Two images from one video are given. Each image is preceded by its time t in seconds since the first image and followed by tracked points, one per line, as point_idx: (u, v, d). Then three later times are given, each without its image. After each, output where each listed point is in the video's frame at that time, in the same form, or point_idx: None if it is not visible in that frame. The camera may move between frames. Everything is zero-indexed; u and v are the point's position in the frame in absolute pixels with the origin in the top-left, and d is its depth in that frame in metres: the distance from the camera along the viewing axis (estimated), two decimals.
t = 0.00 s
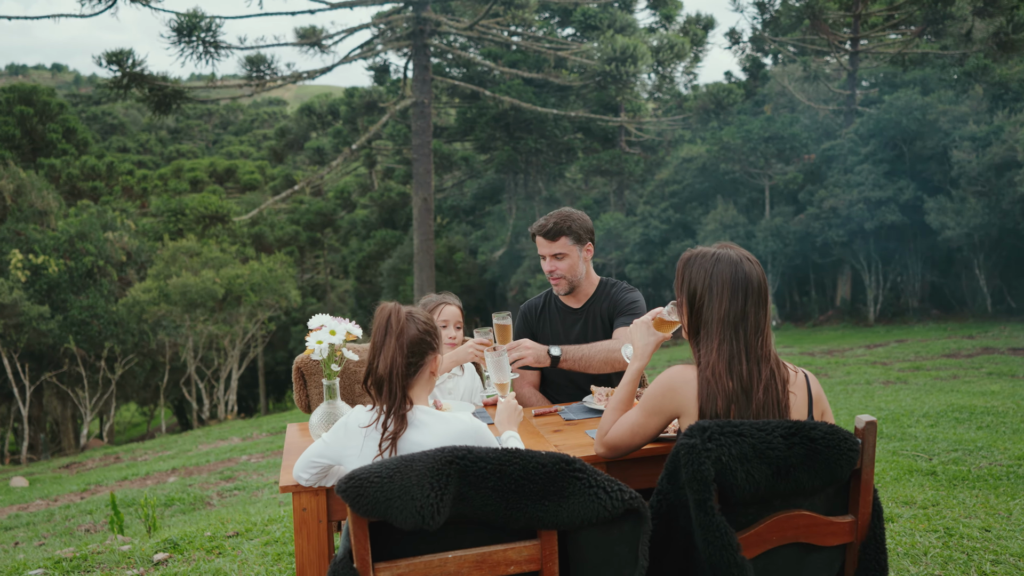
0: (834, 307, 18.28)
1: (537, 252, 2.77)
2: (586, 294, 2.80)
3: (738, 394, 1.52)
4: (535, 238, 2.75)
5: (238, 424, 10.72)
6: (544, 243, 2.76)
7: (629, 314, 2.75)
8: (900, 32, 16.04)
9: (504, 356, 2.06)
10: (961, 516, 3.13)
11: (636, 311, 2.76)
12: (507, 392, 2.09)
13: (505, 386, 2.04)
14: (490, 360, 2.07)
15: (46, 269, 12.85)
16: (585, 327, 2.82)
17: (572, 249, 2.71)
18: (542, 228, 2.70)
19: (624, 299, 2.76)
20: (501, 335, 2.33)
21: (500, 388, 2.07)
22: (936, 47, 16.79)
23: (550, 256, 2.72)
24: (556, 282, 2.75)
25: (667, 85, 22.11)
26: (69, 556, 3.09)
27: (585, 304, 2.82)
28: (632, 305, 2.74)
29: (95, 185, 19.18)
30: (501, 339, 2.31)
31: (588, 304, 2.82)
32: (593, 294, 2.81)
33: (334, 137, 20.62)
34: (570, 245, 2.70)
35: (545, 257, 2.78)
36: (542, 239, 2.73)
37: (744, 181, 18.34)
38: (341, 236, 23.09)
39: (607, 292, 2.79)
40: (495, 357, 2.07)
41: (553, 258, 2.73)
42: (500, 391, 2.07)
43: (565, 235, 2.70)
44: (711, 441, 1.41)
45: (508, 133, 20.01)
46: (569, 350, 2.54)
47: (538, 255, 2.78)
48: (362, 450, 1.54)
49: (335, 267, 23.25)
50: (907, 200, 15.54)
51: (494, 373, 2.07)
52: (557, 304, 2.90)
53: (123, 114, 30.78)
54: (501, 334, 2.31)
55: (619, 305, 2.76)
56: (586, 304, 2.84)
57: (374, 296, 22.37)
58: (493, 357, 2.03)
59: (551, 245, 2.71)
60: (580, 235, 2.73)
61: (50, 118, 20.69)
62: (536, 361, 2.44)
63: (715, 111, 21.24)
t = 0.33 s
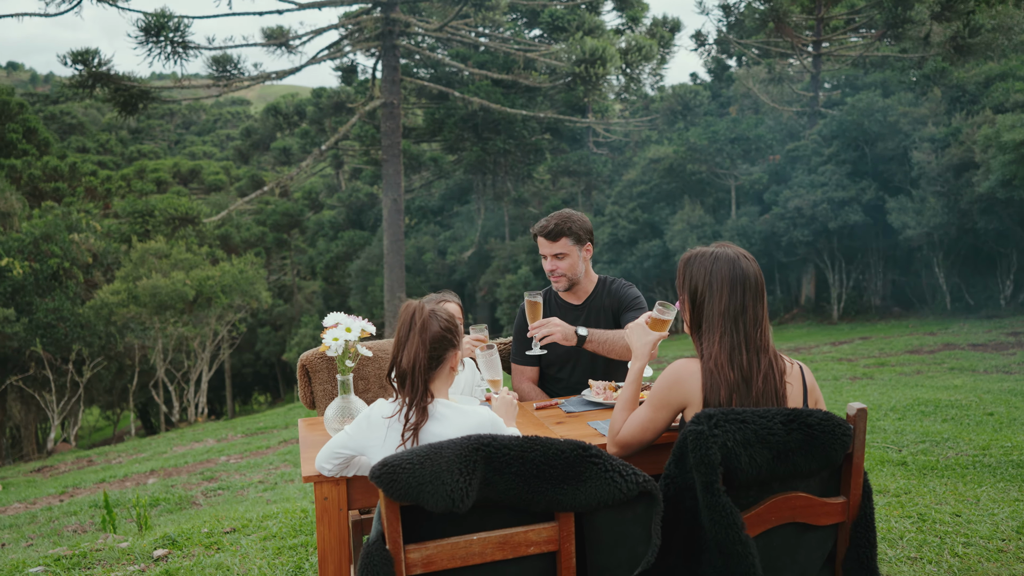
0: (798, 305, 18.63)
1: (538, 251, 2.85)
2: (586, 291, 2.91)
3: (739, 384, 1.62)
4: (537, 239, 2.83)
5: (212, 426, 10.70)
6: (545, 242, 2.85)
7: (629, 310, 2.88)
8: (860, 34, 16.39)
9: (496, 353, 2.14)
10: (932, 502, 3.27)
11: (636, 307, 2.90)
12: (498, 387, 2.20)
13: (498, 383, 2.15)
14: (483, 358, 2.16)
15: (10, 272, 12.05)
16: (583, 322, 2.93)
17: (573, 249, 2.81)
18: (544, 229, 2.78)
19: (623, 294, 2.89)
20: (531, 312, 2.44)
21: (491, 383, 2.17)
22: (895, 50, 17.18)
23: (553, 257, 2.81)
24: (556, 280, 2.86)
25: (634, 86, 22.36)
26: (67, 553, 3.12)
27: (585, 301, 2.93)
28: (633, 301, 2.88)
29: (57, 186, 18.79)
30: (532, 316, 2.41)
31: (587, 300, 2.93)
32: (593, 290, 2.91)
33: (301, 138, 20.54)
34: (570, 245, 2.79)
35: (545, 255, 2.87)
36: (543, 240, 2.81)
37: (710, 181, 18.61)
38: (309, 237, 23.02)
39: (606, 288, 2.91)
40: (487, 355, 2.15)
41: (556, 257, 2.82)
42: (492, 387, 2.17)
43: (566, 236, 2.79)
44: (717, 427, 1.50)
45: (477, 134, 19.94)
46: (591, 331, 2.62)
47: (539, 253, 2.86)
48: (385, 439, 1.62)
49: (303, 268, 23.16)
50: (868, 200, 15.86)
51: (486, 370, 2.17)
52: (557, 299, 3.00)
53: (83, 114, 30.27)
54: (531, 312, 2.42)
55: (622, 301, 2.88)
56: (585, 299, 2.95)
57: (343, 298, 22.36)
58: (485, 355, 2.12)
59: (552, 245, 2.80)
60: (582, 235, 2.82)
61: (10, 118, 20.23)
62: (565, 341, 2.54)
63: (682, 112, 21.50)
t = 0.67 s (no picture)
0: (760, 306, 18.97)
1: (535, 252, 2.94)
2: (576, 294, 3.00)
3: (722, 377, 1.76)
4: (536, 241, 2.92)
5: (183, 430, 10.67)
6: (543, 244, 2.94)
7: (618, 310, 3.01)
8: (818, 40, 16.78)
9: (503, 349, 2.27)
10: (893, 491, 3.46)
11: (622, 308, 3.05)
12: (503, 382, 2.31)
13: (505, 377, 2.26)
14: (489, 355, 2.29)
15: None
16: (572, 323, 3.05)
17: (570, 250, 2.92)
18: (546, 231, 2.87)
19: (612, 294, 3.02)
20: (548, 302, 2.52)
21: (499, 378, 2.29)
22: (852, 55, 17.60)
23: (552, 258, 2.91)
24: (554, 281, 2.97)
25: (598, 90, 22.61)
26: (61, 552, 3.20)
27: (576, 303, 3.03)
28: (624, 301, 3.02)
29: (16, 188, 18.40)
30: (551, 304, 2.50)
31: (578, 301, 3.04)
32: (584, 292, 3.02)
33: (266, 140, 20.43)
34: (571, 248, 2.91)
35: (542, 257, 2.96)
36: (543, 241, 2.91)
37: (675, 184, 18.86)
38: (273, 240, 22.94)
39: (596, 288, 3.02)
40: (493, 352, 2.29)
41: (555, 257, 2.92)
42: (499, 382, 2.29)
43: (565, 238, 2.90)
44: (704, 417, 1.64)
45: (442, 137, 20.49)
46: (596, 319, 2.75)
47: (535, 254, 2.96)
48: (396, 432, 1.73)
49: (267, 271, 23.03)
50: (828, 202, 16.22)
51: (494, 365, 2.28)
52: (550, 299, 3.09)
53: (38, 115, 29.68)
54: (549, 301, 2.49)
55: (613, 304, 3.00)
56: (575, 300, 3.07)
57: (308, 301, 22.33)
58: (495, 351, 2.25)
59: (554, 248, 2.90)
60: (576, 239, 2.95)
61: None
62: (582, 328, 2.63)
63: (646, 115, 21.77)
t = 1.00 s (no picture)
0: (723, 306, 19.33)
1: (535, 250, 3.06)
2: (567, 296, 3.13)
3: (703, 368, 1.92)
4: (539, 239, 3.03)
5: (153, 434, 10.62)
6: (543, 243, 3.07)
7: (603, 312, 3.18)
8: (777, 45, 17.17)
9: (511, 330, 2.38)
10: (855, 479, 3.68)
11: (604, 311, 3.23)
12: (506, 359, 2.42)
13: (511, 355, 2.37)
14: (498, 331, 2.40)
15: None
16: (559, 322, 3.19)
17: (570, 252, 3.07)
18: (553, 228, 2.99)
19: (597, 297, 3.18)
20: (554, 294, 2.74)
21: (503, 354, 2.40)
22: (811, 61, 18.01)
23: (554, 258, 3.04)
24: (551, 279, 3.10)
25: (563, 93, 22.87)
26: (57, 548, 3.29)
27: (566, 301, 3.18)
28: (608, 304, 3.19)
29: None
30: (556, 297, 2.73)
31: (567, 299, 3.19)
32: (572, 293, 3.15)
33: (230, 142, 20.34)
34: (571, 249, 3.05)
35: (541, 255, 3.08)
36: (547, 240, 3.03)
37: (640, 187, 19.14)
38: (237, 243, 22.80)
39: (584, 290, 3.17)
40: (501, 334, 2.41)
41: (555, 257, 3.06)
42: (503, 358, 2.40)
43: (566, 240, 3.05)
44: (688, 404, 1.80)
45: (408, 139, 20.86)
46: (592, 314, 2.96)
47: (534, 252, 3.07)
48: (404, 420, 1.87)
49: (231, 273, 22.88)
50: (788, 205, 16.59)
51: (501, 343, 2.39)
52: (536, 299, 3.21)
53: None
54: (555, 294, 2.72)
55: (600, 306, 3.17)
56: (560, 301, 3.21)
57: (273, 304, 22.24)
58: (504, 328, 2.36)
59: (558, 247, 3.04)
60: (572, 243, 3.11)
61: None
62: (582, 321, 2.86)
63: (611, 119, 22.07)
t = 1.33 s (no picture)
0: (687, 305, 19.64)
1: (529, 245, 3.24)
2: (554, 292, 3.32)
3: (686, 357, 2.10)
4: (534, 236, 3.22)
5: (122, 436, 10.59)
6: (536, 240, 3.26)
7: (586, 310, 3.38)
8: (738, 48, 17.54)
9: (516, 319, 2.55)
10: (820, 465, 3.89)
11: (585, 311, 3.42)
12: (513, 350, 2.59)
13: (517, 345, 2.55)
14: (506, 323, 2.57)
15: None
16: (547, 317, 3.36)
17: (560, 251, 3.27)
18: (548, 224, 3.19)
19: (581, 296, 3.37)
20: (550, 286, 2.93)
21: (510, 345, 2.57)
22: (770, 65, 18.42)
23: (547, 254, 3.24)
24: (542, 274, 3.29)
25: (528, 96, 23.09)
26: (58, 541, 3.39)
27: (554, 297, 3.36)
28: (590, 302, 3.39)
29: None
30: (551, 289, 2.92)
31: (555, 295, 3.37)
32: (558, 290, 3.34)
33: (193, 143, 20.23)
34: (562, 246, 3.25)
35: (534, 252, 3.27)
36: (540, 236, 3.22)
37: (604, 188, 19.41)
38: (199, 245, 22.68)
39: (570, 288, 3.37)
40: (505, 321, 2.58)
41: (546, 255, 3.25)
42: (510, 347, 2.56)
43: (557, 240, 3.26)
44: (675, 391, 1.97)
45: (373, 141, 21.01)
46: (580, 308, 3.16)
47: (527, 248, 3.25)
48: (414, 406, 2.03)
49: (195, 276, 22.73)
50: (749, 206, 16.97)
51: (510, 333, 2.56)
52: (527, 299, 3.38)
53: None
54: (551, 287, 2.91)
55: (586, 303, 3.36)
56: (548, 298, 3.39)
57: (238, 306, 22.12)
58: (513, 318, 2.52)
59: (551, 243, 3.23)
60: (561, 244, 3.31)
61: None
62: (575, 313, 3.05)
63: (576, 121, 22.33)
